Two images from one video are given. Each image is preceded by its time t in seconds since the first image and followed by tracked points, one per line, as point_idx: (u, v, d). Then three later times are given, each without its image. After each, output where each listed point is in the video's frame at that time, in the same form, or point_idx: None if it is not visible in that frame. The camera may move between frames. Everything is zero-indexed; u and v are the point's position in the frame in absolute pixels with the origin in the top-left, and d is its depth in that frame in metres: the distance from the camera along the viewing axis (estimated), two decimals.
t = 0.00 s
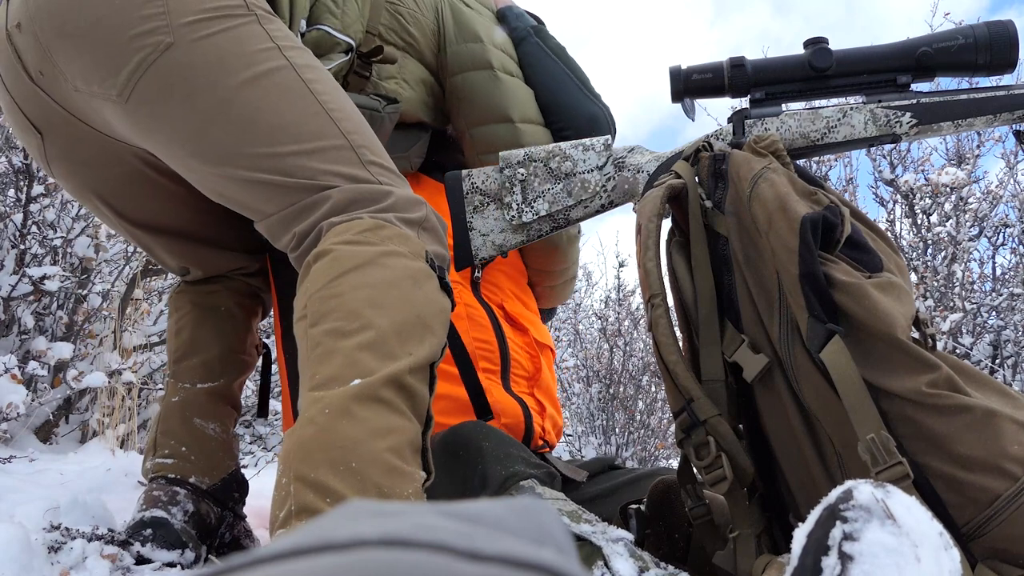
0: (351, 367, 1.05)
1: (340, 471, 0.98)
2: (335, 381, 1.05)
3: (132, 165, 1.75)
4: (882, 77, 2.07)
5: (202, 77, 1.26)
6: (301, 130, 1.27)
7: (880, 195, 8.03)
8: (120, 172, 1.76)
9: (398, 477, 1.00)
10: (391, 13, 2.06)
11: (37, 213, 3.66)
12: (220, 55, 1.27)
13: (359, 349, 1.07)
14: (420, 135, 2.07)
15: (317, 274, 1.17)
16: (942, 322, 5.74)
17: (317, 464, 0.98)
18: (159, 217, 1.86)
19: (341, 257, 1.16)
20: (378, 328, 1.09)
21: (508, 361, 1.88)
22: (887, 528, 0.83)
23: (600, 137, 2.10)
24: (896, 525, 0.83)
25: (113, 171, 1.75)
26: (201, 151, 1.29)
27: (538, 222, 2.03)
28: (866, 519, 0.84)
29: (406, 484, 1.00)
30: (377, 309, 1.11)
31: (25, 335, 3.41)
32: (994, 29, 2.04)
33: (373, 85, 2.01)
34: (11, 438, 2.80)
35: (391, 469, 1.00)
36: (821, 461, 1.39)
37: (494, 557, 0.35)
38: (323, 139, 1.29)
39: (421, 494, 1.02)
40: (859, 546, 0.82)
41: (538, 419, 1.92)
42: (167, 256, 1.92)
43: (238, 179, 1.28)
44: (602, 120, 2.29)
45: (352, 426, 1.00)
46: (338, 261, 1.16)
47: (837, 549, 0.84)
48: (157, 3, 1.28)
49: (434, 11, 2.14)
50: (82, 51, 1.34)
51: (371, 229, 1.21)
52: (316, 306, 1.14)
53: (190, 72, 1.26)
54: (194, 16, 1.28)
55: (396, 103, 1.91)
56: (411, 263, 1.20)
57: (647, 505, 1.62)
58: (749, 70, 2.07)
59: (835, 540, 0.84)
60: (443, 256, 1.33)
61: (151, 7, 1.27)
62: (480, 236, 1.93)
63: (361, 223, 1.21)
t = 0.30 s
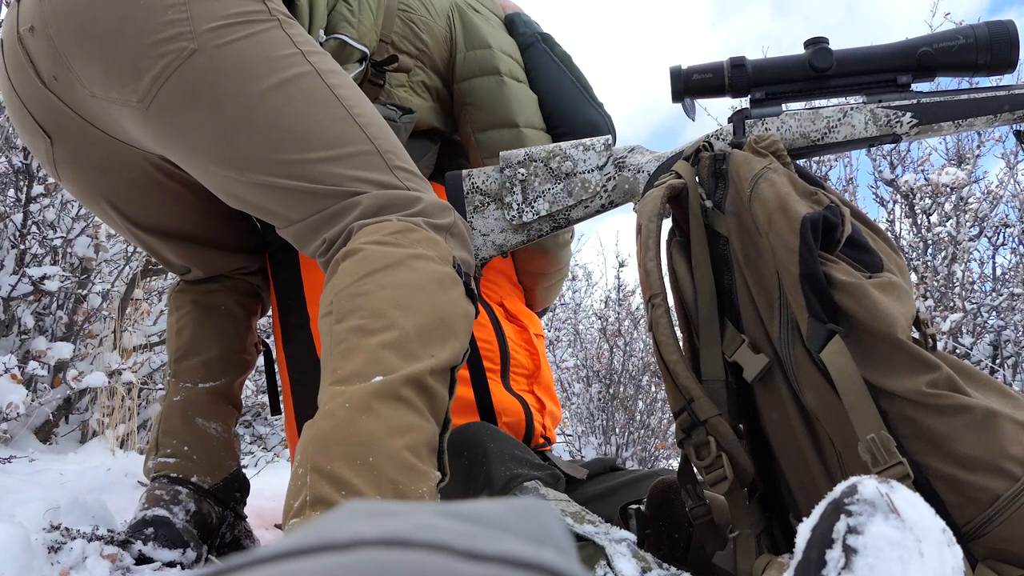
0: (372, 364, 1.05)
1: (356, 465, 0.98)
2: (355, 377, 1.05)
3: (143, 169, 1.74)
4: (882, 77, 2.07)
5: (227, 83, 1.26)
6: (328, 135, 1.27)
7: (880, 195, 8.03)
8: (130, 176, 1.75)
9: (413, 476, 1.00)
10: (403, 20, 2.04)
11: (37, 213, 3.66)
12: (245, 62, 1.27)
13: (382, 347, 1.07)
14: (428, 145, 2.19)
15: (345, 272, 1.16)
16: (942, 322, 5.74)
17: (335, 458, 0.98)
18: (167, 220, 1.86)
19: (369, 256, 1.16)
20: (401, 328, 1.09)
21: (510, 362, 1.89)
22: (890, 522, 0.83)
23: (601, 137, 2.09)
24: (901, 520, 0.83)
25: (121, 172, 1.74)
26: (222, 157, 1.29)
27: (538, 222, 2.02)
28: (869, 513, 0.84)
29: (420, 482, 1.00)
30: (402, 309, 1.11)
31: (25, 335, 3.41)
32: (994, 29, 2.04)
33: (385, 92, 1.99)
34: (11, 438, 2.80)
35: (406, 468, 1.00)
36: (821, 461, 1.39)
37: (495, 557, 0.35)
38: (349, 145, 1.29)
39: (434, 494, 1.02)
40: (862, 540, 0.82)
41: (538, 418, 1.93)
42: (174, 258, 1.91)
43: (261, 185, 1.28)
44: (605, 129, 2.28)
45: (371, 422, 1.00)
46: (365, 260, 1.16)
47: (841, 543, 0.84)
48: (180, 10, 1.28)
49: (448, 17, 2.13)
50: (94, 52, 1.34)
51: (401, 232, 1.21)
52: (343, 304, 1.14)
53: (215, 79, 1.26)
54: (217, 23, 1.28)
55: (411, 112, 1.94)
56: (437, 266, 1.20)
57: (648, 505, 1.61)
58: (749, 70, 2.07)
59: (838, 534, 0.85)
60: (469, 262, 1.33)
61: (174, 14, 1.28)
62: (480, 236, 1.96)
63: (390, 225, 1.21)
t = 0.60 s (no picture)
0: (374, 365, 1.05)
1: (357, 469, 0.97)
2: (357, 379, 1.05)
3: (139, 160, 1.75)
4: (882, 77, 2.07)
5: (227, 74, 1.26)
6: (331, 131, 1.27)
7: (879, 195, 8.03)
8: (126, 166, 1.76)
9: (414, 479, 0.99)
10: (398, 8, 2.05)
11: (36, 213, 3.66)
12: (247, 52, 1.27)
13: (385, 347, 1.07)
14: (425, 134, 2.14)
15: (348, 269, 1.16)
16: (942, 322, 5.74)
17: (335, 461, 0.98)
18: (162, 212, 1.86)
19: (372, 254, 1.16)
20: (403, 328, 1.09)
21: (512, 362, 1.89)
22: (890, 527, 0.84)
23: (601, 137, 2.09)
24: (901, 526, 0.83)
25: (117, 162, 1.74)
26: (220, 150, 1.29)
27: (538, 222, 2.02)
28: (869, 517, 0.84)
29: (421, 485, 1.00)
30: (404, 309, 1.11)
31: (25, 335, 3.41)
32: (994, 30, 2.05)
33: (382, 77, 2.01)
34: (11, 438, 2.80)
35: (407, 471, 0.99)
36: (821, 461, 1.39)
37: (496, 558, 0.35)
38: (351, 138, 1.29)
39: (435, 497, 1.02)
40: (862, 545, 0.82)
41: (538, 419, 1.92)
42: (167, 249, 1.91)
43: (261, 177, 1.28)
44: (596, 124, 2.30)
45: (372, 425, 1.00)
46: (368, 258, 1.16)
47: (840, 548, 0.84)
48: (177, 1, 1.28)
49: (443, 6, 2.14)
50: (93, 45, 1.34)
51: (404, 229, 1.21)
52: (345, 302, 1.14)
53: (215, 69, 1.26)
54: (217, 12, 1.28)
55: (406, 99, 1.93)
56: (441, 264, 1.20)
57: (648, 505, 1.61)
58: (749, 70, 2.07)
59: (838, 539, 0.84)
60: (472, 258, 1.33)
61: (171, 5, 1.28)
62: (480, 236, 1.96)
63: (393, 221, 1.22)
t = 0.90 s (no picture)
0: (378, 364, 1.05)
1: (360, 468, 0.97)
2: (360, 377, 1.05)
3: (139, 162, 1.74)
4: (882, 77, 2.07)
5: (227, 73, 1.26)
6: (332, 130, 1.27)
7: (879, 195, 8.03)
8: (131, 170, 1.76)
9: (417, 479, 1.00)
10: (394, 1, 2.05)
11: (37, 213, 3.66)
12: (244, 50, 1.27)
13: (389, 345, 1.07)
14: (426, 127, 2.15)
15: (353, 267, 1.16)
16: (942, 322, 5.75)
17: (338, 460, 0.98)
18: (162, 212, 1.86)
19: (377, 252, 1.16)
20: (407, 326, 1.09)
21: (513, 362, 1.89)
22: (892, 528, 0.84)
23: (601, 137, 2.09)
24: (902, 526, 0.84)
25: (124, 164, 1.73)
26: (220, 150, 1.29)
27: (538, 222, 2.02)
28: (872, 518, 0.85)
29: (423, 485, 1.00)
30: (410, 308, 1.11)
31: (25, 335, 3.41)
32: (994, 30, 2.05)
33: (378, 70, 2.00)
34: (11, 438, 2.80)
35: (411, 471, 1.00)
36: (821, 461, 1.39)
37: (497, 558, 0.35)
38: (352, 136, 1.29)
39: (437, 497, 1.02)
40: (863, 545, 0.82)
41: (538, 421, 1.92)
42: (168, 246, 1.91)
43: (262, 178, 1.29)
44: (596, 117, 2.31)
45: (376, 425, 1.00)
46: (374, 255, 1.16)
47: (842, 548, 0.84)
48: None
49: None
50: (90, 47, 1.33)
51: (409, 226, 1.21)
52: (349, 299, 1.14)
53: (214, 68, 1.26)
54: (213, 12, 1.28)
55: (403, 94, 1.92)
56: (447, 262, 1.20)
57: (648, 505, 1.61)
58: (749, 70, 2.08)
59: (840, 539, 0.85)
60: (476, 255, 1.34)
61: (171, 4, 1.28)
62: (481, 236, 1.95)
63: (398, 219, 1.22)
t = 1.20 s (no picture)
0: (371, 360, 1.05)
1: (357, 467, 0.97)
2: (354, 374, 1.05)
3: (129, 149, 1.74)
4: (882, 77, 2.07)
5: (213, 54, 1.25)
6: (319, 113, 1.27)
7: (880, 195, 8.03)
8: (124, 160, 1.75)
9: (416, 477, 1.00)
10: None
11: (37, 213, 3.66)
12: (229, 31, 1.26)
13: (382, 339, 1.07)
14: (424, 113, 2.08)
15: (344, 257, 1.16)
16: (942, 322, 5.75)
17: (336, 459, 0.98)
18: (155, 199, 1.86)
19: (368, 242, 1.16)
20: (400, 319, 1.09)
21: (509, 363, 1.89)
22: (895, 532, 0.84)
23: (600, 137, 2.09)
24: (905, 530, 0.84)
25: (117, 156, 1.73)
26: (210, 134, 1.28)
27: (538, 222, 2.01)
28: (875, 522, 0.85)
29: (421, 484, 1.00)
30: (401, 299, 1.11)
31: (25, 335, 3.41)
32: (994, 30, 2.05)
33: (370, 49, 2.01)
34: (11, 438, 2.80)
35: (410, 470, 0.99)
36: (821, 461, 1.39)
37: (497, 558, 0.35)
38: (339, 119, 1.29)
39: (435, 494, 1.02)
40: (866, 551, 0.83)
41: (534, 425, 1.91)
42: (165, 238, 1.91)
43: (250, 162, 1.28)
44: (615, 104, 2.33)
45: (372, 423, 0.99)
46: (365, 245, 1.16)
47: (845, 553, 0.84)
48: None
49: None
50: (83, 42, 1.33)
51: (399, 214, 1.21)
52: (341, 291, 1.14)
53: (200, 50, 1.25)
54: None
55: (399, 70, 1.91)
56: (437, 249, 1.20)
57: (648, 505, 1.61)
58: (749, 70, 2.08)
59: (843, 544, 0.85)
60: (466, 238, 1.34)
61: None
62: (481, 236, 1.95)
63: (388, 207, 1.21)
